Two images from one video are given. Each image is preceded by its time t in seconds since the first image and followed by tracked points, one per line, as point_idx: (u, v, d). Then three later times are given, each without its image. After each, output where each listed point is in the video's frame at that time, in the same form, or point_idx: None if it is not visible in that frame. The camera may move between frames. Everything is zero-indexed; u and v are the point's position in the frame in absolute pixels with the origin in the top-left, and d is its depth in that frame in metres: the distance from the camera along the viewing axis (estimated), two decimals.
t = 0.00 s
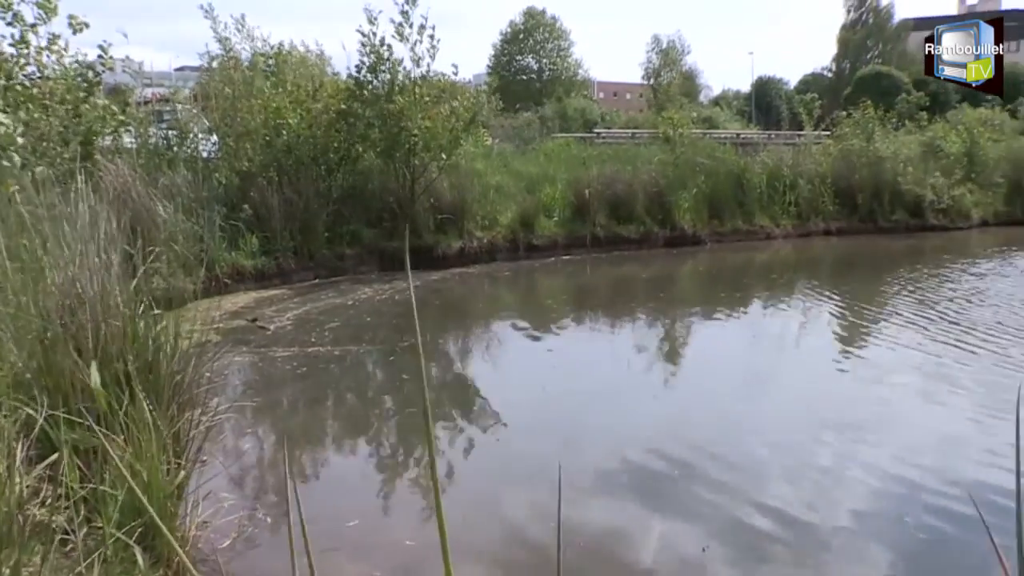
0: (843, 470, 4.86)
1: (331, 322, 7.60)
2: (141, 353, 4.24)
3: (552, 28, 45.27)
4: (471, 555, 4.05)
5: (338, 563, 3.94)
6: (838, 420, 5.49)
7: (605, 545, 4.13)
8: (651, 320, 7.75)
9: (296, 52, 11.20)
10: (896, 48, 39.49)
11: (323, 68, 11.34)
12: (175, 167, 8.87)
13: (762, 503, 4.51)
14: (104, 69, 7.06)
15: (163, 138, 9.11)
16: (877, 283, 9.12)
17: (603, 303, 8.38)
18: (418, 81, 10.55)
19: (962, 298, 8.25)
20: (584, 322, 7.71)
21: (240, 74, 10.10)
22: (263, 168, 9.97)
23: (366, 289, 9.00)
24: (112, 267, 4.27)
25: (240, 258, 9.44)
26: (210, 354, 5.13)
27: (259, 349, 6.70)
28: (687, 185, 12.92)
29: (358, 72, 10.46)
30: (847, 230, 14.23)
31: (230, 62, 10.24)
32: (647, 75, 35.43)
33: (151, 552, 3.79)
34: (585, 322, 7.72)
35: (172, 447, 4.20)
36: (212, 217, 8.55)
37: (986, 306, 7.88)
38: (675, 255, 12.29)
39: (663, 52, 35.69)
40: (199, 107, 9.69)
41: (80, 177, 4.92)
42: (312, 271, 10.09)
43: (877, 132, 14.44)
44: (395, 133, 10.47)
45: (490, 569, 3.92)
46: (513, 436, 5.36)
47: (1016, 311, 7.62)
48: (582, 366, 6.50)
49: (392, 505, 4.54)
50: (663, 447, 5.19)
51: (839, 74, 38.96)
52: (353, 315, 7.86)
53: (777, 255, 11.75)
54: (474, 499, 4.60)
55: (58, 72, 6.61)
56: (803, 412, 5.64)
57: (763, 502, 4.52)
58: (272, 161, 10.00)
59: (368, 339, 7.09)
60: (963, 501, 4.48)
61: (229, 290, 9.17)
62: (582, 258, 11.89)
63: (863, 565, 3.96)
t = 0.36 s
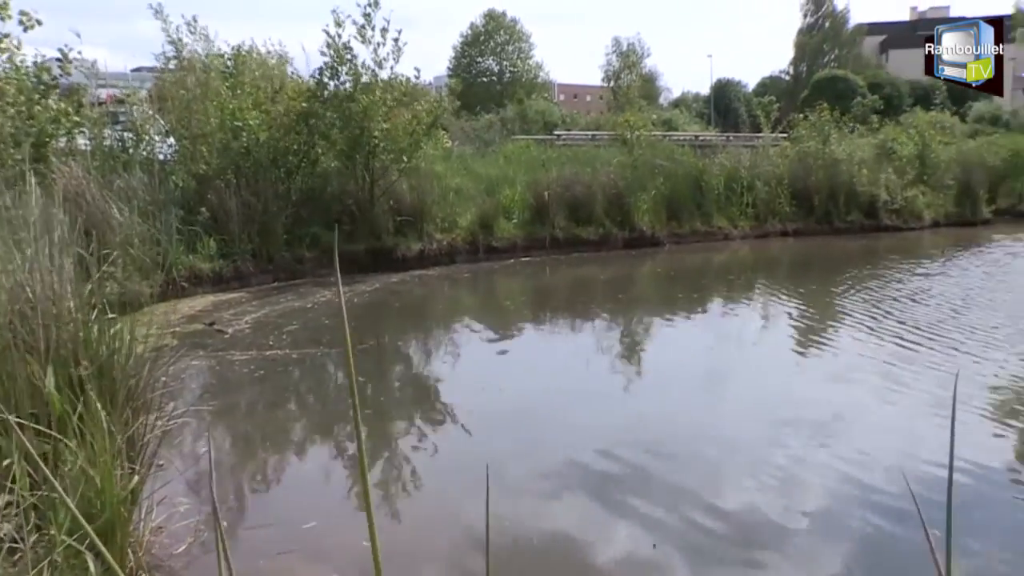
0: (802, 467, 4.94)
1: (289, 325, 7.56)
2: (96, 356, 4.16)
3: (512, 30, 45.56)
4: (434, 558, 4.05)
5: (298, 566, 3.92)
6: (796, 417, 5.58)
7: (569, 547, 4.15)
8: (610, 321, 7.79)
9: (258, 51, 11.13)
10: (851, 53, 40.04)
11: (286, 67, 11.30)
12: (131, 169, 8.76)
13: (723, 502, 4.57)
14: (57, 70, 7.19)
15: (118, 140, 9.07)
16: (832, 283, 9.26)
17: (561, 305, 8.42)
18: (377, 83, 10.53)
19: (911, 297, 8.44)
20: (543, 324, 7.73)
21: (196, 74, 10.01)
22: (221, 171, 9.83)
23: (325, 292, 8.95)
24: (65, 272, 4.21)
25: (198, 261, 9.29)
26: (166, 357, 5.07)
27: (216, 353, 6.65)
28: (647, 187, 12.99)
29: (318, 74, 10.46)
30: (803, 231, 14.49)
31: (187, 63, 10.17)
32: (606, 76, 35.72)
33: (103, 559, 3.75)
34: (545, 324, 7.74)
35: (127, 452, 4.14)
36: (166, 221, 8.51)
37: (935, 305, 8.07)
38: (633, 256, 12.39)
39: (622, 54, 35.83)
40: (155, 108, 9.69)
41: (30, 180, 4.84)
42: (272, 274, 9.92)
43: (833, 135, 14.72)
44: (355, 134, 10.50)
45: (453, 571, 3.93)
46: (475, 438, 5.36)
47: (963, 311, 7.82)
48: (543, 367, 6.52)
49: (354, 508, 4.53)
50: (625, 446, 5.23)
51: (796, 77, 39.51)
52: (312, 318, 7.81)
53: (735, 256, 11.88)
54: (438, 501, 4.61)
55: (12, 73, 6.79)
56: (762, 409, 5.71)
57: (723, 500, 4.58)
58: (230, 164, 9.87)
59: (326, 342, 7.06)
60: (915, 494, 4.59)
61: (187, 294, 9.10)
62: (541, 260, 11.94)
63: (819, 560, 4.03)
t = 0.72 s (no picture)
0: (760, 462, 4.99)
1: (244, 326, 7.50)
2: (42, 359, 4.06)
3: (469, 30, 45.66)
4: (394, 558, 4.02)
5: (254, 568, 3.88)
6: (753, 414, 5.64)
7: (530, 544, 4.15)
8: (566, 321, 7.84)
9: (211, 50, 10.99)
10: (804, 54, 40.63)
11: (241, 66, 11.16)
12: (80, 168, 8.68)
13: (683, 497, 4.61)
14: None
15: (67, 140, 8.87)
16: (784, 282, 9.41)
17: (517, 304, 8.46)
18: (335, 82, 10.56)
19: (862, 295, 8.61)
20: (500, 324, 7.76)
21: (149, 74, 9.74)
22: (173, 171, 9.73)
23: (280, 293, 8.90)
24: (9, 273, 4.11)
25: (151, 263, 9.20)
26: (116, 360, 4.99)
27: (170, 356, 6.57)
28: (600, 186, 13.18)
29: (272, 72, 10.39)
30: (757, 230, 14.77)
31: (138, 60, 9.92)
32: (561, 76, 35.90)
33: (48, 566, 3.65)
34: (502, 324, 7.76)
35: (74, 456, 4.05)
36: (119, 221, 8.39)
37: (884, 303, 8.25)
38: (589, 255, 12.51)
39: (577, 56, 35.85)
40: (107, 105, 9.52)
41: None
42: (225, 276, 9.93)
43: (787, 134, 14.98)
44: (311, 135, 10.54)
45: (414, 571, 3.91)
46: (434, 439, 5.34)
47: (912, 308, 8.01)
48: (502, 368, 6.52)
49: (312, 509, 4.50)
50: (585, 444, 5.25)
51: (751, 78, 40.14)
52: (266, 319, 7.75)
53: (690, 255, 12.01)
54: (399, 502, 4.58)
55: None
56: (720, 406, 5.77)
57: (684, 495, 4.62)
58: (183, 164, 9.78)
59: (282, 343, 7.02)
60: (868, 485, 4.67)
61: (139, 296, 9.00)
62: (497, 259, 12.00)
63: (776, 551, 4.08)
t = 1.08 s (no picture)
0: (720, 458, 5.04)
1: (199, 327, 7.44)
2: None
3: (429, 29, 45.53)
4: (355, 562, 3.99)
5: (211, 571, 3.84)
6: (712, 411, 5.71)
7: (492, 544, 4.15)
8: (525, 319, 7.89)
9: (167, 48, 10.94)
10: (762, 54, 41.19)
11: (197, 66, 11.08)
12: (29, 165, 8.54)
13: (643, 494, 4.64)
14: None
15: (17, 138, 8.68)
16: (741, 279, 9.57)
17: (475, 303, 8.51)
18: (292, 81, 10.68)
19: (817, 292, 8.77)
20: (461, 323, 7.78)
21: (105, 70, 9.73)
22: (128, 170, 9.59)
23: (236, 293, 8.84)
24: None
25: (104, 263, 9.12)
26: (65, 363, 4.89)
27: (123, 357, 6.50)
28: (559, 186, 13.29)
29: (229, 71, 10.45)
30: (715, 228, 14.98)
31: (93, 60, 9.79)
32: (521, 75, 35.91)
33: None
34: (462, 323, 7.78)
35: (20, 461, 3.94)
36: (70, 221, 8.35)
37: (839, 300, 8.41)
38: (547, 253, 12.62)
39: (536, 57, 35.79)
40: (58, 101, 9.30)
41: None
42: (181, 276, 9.90)
43: (743, 134, 15.25)
44: (266, 133, 10.58)
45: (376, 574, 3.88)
46: (394, 440, 5.31)
47: (866, 305, 8.18)
48: (462, 367, 6.52)
49: (269, 511, 4.47)
50: (544, 443, 5.27)
51: (709, 79, 40.64)
52: (223, 320, 7.69)
53: (649, 252, 12.15)
54: (359, 504, 4.55)
55: None
56: (679, 403, 5.83)
57: (644, 492, 4.65)
58: (137, 163, 9.61)
59: (238, 344, 6.97)
60: (829, 482, 4.72)
61: (92, 297, 8.92)
62: (456, 258, 12.06)
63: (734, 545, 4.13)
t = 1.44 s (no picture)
0: (677, 459, 5.08)
1: (151, 333, 7.36)
2: None
3: (386, 33, 45.37)
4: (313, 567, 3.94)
5: None
6: (672, 415, 5.72)
7: (454, 547, 4.11)
8: (482, 323, 7.92)
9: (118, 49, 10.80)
10: (717, 60, 41.63)
11: (150, 68, 10.99)
12: None
13: (606, 496, 4.64)
14: None
15: None
16: (696, 283, 9.70)
17: (431, 307, 8.53)
18: (246, 85, 10.63)
19: (770, 296, 8.91)
20: (419, 327, 7.76)
21: (57, 72, 9.47)
22: (79, 174, 9.44)
23: (190, 298, 8.76)
24: None
25: (53, 268, 9.01)
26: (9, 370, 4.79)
27: (71, 364, 6.40)
28: (516, 189, 13.36)
29: (182, 74, 10.36)
30: (670, 231, 15.07)
31: (48, 61, 9.55)
32: (478, 79, 35.95)
33: None
34: (420, 327, 7.76)
35: None
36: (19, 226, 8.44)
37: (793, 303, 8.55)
38: (504, 257, 12.69)
39: (496, 62, 35.74)
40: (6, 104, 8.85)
41: None
42: (133, 281, 9.79)
43: (697, 138, 15.63)
44: (219, 137, 10.49)
45: None
46: (351, 445, 5.27)
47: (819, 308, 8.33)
48: (419, 372, 6.50)
49: (225, 518, 4.40)
50: (505, 448, 5.24)
51: (665, 83, 40.85)
52: (175, 326, 7.61)
53: (605, 256, 12.28)
54: (316, 510, 4.50)
55: None
56: (638, 408, 5.84)
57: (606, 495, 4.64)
58: (89, 166, 9.46)
59: (190, 349, 6.91)
60: (784, 481, 4.78)
61: (42, 302, 8.78)
62: (412, 263, 12.08)
63: (697, 545, 4.15)
